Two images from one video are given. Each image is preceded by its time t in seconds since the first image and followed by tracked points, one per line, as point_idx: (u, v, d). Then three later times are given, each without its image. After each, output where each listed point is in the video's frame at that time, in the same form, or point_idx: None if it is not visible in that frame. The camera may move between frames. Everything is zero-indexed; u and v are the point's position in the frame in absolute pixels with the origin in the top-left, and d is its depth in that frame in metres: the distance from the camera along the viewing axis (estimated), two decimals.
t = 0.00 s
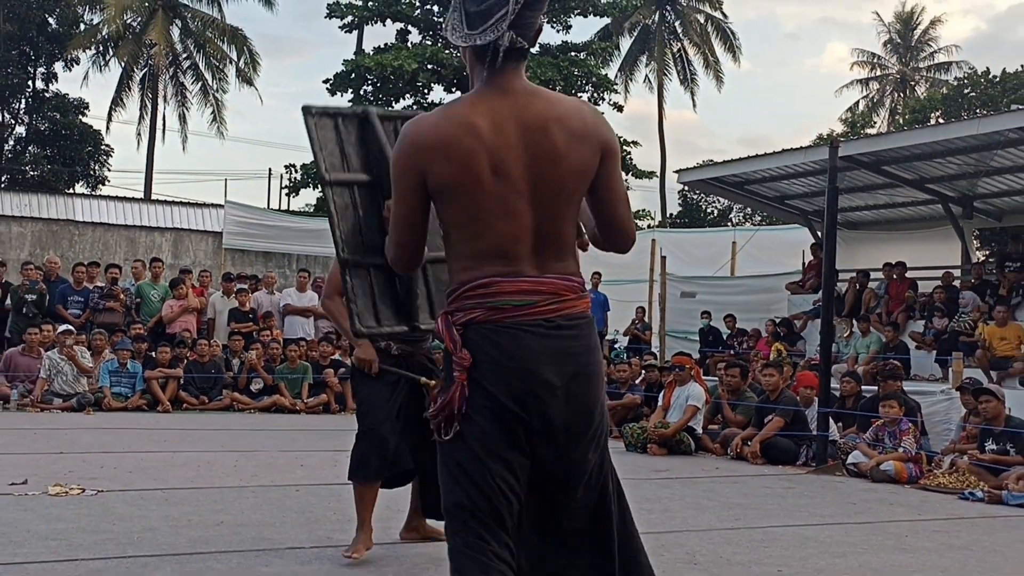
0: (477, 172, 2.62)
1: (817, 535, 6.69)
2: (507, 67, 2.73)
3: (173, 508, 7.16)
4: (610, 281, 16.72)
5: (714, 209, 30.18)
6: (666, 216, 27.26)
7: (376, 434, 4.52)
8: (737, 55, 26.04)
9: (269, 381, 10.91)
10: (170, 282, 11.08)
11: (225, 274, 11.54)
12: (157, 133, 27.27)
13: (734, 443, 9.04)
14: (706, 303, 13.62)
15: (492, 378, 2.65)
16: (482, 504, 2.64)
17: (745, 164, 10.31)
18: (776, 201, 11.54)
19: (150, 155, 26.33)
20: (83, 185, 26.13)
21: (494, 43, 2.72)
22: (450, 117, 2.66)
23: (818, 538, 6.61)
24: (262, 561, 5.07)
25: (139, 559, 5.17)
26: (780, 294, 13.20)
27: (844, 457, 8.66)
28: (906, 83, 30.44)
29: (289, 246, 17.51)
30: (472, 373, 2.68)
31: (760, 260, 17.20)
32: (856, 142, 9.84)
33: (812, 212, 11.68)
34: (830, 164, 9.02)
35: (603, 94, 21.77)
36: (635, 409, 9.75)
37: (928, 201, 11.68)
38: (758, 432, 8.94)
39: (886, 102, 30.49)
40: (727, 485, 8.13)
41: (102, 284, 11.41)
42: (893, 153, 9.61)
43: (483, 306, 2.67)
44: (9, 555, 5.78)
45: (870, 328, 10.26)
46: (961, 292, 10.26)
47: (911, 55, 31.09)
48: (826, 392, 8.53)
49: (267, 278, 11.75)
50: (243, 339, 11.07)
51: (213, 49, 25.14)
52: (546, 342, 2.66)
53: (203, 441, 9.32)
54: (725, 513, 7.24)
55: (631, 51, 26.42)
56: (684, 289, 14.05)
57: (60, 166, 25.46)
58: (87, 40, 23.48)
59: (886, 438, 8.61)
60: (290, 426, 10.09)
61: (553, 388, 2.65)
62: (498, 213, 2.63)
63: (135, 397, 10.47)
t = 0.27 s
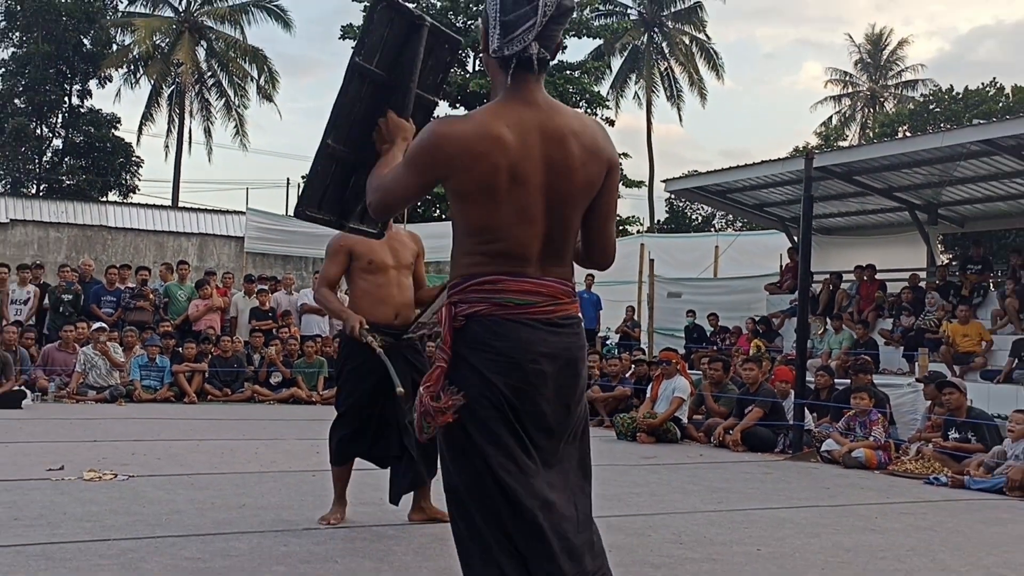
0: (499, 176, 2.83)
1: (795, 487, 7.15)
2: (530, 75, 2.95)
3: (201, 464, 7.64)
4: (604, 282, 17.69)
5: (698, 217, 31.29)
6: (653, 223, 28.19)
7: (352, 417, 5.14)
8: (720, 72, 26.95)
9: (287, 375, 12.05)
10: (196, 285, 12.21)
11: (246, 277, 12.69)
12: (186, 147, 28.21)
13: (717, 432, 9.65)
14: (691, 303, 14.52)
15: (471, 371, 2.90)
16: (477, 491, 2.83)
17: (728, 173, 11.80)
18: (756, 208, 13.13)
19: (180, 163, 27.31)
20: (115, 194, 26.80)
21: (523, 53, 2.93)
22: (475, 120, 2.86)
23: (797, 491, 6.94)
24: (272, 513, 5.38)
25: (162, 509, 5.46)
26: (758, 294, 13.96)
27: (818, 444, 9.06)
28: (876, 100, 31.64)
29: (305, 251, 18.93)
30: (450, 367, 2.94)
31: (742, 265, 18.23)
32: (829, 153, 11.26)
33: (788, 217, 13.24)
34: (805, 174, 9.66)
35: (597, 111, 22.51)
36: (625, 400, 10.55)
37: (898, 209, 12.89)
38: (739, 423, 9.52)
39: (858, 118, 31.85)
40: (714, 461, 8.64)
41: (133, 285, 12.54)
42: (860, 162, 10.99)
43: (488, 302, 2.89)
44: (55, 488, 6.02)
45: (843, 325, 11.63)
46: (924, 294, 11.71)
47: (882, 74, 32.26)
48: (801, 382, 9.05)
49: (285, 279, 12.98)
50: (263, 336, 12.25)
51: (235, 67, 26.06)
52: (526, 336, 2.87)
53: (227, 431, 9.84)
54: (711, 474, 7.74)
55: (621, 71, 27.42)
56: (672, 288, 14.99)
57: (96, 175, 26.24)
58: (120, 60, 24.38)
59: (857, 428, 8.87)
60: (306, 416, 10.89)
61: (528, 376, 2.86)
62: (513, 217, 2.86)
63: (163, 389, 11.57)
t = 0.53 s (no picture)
0: (506, 180, 3.01)
1: (792, 479, 7.26)
2: (523, 82, 3.15)
3: (207, 459, 7.76)
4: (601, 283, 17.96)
5: (694, 218, 31.55)
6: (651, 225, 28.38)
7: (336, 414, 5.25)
8: (717, 76, 27.17)
9: (291, 373, 12.36)
10: (202, 285, 12.46)
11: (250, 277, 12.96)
12: (193, 149, 28.49)
13: (713, 429, 9.75)
14: (687, 302, 14.80)
15: (481, 381, 3.03)
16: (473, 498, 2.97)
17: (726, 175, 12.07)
18: (750, 209, 13.38)
19: (183, 168, 27.54)
20: (123, 197, 26.97)
21: (518, 61, 3.12)
22: (477, 128, 3.03)
23: (792, 483, 6.91)
24: (276, 511, 5.43)
25: (169, 505, 5.53)
26: (753, 294, 14.18)
27: (812, 442, 9.11)
28: (869, 103, 31.99)
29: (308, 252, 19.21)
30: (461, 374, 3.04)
31: (737, 265, 18.47)
32: (823, 155, 11.50)
33: (783, 220, 13.49)
34: (799, 177, 9.75)
35: (595, 114, 22.69)
36: (622, 398, 10.74)
37: (890, 211, 13.15)
38: (735, 421, 9.61)
39: (851, 120, 32.13)
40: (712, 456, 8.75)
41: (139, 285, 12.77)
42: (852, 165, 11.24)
43: (496, 308, 3.03)
44: (65, 485, 6.11)
45: (837, 326, 11.99)
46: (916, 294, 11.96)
47: (874, 77, 32.53)
48: (796, 381, 9.00)
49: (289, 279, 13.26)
50: (268, 335, 12.48)
51: (240, 71, 26.27)
52: (536, 353, 3.04)
53: (230, 429, 9.90)
54: (708, 468, 7.85)
55: (618, 74, 27.57)
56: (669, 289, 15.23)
57: (103, 177, 26.31)
58: (127, 65, 24.57)
59: (850, 425, 8.91)
60: (309, 414, 11.04)
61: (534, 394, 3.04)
62: (517, 220, 3.02)
63: (169, 387, 11.77)
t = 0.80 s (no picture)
0: (498, 223, 3.05)
1: (792, 480, 7.26)
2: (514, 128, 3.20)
3: (207, 459, 7.75)
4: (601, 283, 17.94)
5: (693, 218, 31.55)
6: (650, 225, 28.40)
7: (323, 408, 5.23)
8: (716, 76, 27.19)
9: (291, 374, 12.39)
10: (202, 285, 12.47)
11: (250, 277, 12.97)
12: (194, 149, 28.48)
13: (713, 430, 9.74)
14: (686, 302, 14.80)
15: (475, 410, 3.07)
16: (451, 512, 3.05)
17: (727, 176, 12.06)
18: (750, 210, 13.39)
19: (182, 168, 27.55)
20: (122, 197, 27.06)
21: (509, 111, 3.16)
22: (472, 172, 3.07)
23: (792, 483, 6.91)
24: (276, 512, 5.43)
25: (170, 504, 5.54)
26: (753, 294, 14.18)
27: (812, 442, 9.11)
28: (868, 103, 32.02)
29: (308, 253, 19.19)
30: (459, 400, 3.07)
31: (737, 266, 18.46)
32: (823, 156, 11.52)
33: (783, 220, 13.49)
34: (798, 177, 9.72)
35: (595, 114, 22.67)
36: (622, 399, 10.76)
37: (890, 211, 13.13)
38: (734, 421, 9.60)
39: (851, 121, 32.15)
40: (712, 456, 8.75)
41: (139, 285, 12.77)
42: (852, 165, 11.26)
43: (488, 343, 3.08)
44: (65, 485, 6.11)
45: (837, 326, 12.00)
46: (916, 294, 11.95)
47: (874, 77, 32.53)
48: (795, 381, 8.99)
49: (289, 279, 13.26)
50: (267, 335, 12.49)
51: (240, 71, 26.27)
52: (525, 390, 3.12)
53: (230, 429, 9.89)
54: (709, 468, 7.85)
55: (618, 74, 27.59)
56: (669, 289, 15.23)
57: (102, 177, 26.38)
58: (127, 66, 24.55)
59: (850, 426, 8.90)
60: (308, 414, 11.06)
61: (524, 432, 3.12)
62: (509, 260, 3.08)
63: (168, 387, 11.77)
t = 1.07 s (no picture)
0: (501, 209, 3.26)
1: (792, 480, 7.28)
2: (509, 123, 3.38)
3: (208, 460, 7.76)
4: (601, 282, 17.92)
5: (693, 219, 31.54)
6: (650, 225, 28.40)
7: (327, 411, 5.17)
8: (716, 76, 27.19)
9: (291, 374, 12.38)
10: (202, 285, 12.48)
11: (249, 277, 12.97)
12: (194, 149, 28.47)
13: (713, 430, 9.74)
14: (686, 303, 14.77)
15: (487, 392, 3.29)
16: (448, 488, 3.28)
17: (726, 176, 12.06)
18: (750, 210, 13.40)
19: (181, 169, 27.54)
20: (122, 197, 27.10)
21: (504, 105, 3.35)
22: (474, 161, 3.25)
23: (792, 483, 6.91)
24: (277, 512, 5.44)
25: (170, 504, 5.55)
26: (753, 294, 14.18)
27: (812, 442, 9.12)
28: (868, 104, 32.04)
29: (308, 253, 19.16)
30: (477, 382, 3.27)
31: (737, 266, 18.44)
32: (822, 156, 11.52)
33: (782, 220, 13.49)
34: (798, 178, 9.70)
35: (595, 114, 22.66)
36: (622, 399, 10.77)
37: (890, 211, 13.13)
38: (734, 421, 9.60)
39: (850, 121, 32.16)
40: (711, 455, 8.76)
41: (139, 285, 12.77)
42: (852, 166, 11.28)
43: (498, 323, 3.28)
44: (65, 485, 6.11)
45: (837, 326, 12.01)
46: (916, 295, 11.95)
47: (874, 77, 32.51)
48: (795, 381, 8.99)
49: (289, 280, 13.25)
50: (267, 336, 12.50)
51: (239, 71, 26.25)
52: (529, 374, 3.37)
53: (230, 429, 9.88)
54: (708, 468, 7.86)
55: (618, 74, 27.57)
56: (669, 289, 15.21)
57: (102, 178, 26.40)
58: (127, 66, 24.53)
59: (850, 426, 8.90)
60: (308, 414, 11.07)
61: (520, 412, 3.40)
62: (509, 245, 3.28)
63: (168, 387, 11.77)
